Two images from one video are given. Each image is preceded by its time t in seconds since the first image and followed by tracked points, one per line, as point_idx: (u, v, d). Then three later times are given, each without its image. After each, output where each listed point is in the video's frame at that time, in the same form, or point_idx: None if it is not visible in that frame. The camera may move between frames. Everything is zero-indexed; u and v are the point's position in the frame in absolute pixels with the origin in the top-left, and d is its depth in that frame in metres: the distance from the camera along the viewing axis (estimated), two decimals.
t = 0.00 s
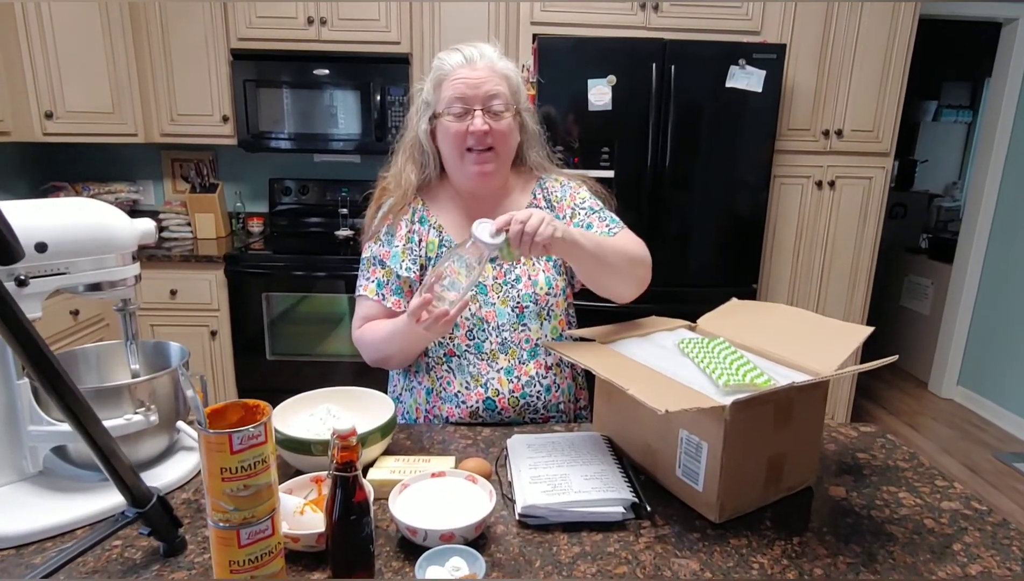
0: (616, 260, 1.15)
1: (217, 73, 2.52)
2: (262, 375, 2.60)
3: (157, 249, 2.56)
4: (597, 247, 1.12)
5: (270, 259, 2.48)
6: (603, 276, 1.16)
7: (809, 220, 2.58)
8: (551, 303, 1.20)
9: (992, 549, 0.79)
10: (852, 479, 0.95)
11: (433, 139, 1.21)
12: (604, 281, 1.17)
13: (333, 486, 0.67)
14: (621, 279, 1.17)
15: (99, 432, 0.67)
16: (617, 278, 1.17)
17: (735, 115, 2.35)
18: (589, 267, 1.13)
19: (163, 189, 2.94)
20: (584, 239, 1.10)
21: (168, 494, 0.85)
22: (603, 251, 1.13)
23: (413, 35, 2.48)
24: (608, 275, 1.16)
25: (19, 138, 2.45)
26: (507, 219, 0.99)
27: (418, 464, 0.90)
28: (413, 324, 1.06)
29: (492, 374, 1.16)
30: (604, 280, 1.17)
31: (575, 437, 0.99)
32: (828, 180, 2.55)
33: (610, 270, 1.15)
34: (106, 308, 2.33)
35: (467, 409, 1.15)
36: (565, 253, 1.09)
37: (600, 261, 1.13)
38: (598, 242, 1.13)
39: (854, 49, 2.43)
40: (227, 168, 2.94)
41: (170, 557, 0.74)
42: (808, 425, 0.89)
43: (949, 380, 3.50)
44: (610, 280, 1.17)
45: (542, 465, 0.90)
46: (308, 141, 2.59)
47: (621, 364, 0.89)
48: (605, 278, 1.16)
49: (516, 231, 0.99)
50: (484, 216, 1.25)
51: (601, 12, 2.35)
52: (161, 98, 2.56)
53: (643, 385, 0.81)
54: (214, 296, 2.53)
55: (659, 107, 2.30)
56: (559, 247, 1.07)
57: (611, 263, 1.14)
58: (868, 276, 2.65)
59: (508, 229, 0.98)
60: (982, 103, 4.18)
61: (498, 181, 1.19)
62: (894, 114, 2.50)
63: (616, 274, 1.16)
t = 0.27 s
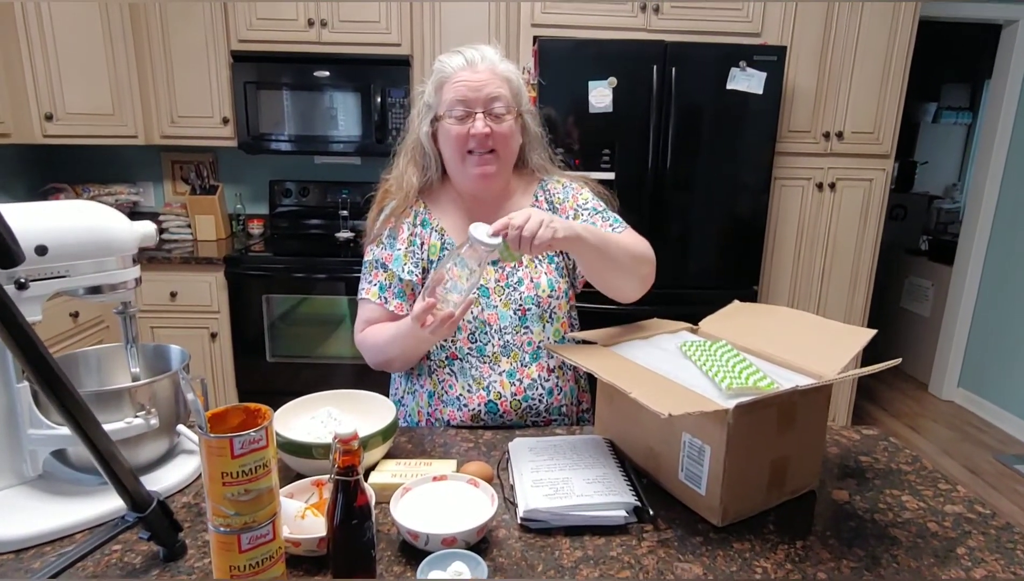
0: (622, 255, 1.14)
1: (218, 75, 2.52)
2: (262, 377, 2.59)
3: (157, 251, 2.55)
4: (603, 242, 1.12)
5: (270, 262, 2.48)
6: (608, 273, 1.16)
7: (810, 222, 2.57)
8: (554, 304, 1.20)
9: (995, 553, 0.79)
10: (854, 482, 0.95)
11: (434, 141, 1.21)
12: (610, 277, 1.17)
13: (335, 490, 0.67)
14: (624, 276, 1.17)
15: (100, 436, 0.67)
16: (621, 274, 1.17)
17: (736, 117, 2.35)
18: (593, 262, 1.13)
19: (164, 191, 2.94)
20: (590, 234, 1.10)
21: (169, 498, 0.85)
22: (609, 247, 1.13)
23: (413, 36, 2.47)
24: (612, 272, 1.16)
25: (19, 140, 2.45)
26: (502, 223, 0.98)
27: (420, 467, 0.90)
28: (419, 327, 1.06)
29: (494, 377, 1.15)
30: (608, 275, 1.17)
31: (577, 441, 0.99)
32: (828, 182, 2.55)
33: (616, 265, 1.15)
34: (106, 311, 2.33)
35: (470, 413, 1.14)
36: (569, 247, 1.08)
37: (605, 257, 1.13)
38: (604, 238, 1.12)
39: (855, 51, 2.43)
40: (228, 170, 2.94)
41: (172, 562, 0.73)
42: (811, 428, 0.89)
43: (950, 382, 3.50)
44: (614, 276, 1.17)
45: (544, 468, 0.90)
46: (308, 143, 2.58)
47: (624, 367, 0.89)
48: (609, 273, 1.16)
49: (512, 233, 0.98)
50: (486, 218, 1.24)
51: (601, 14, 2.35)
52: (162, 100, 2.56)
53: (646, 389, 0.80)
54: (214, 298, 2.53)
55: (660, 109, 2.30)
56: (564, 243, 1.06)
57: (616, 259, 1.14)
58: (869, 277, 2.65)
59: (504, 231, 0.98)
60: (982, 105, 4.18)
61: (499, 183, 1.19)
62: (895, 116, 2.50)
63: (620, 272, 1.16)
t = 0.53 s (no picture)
0: (616, 267, 1.14)
1: (214, 78, 2.51)
2: (260, 381, 2.58)
3: (154, 255, 2.54)
4: (596, 254, 1.11)
5: (267, 265, 2.47)
6: (602, 286, 1.16)
7: (807, 224, 2.58)
8: (552, 309, 1.19)
9: (997, 556, 0.79)
10: (855, 486, 0.94)
11: (433, 144, 1.21)
12: (604, 289, 1.17)
13: (333, 496, 0.67)
14: (619, 286, 1.17)
15: (95, 443, 0.66)
16: (616, 284, 1.16)
17: (733, 119, 2.35)
18: (587, 273, 1.13)
19: (160, 194, 2.93)
20: (584, 246, 1.10)
21: (166, 505, 0.84)
22: (603, 258, 1.12)
23: (410, 38, 2.47)
24: (607, 284, 1.15)
25: (15, 144, 2.44)
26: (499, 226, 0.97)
27: (419, 472, 0.89)
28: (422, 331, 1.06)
29: (493, 381, 1.15)
30: (603, 286, 1.16)
31: (577, 445, 0.99)
32: (825, 184, 2.55)
33: (610, 277, 1.15)
34: (102, 315, 2.32)
35: (469, 417, 1.14)
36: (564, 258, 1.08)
37: (600, 267, 1.12)
38: (599, 249, 1.12)
39: (851, 53, 2.44)
40: (225, 173, 2.94)
41: (169, 570, 0.73)
42: (811, 431, 0.88)
43: (948, 383, 3.50)
44: (609, 287, 1.16)
45: (544, 473, 0.90)
46: (306, 146, 2.58)
47: (624, 371, 0.89)
48: (604, 284, 1.16)
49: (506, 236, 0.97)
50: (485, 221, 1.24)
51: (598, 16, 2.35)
52: (158, 104, 2.55)
53: (646, 393, 0.80)
54: (211, 302, 2.52)
55: (657, 111, 2.30)
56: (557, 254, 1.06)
57: (611, 271, 1.14)
58: (867, 279, 2.65)
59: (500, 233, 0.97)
60: (977, 107, 4.19)
61: (498, 186, 1.18)
62: (891, 118, 2.51)
63: (615, 282, 1.16)
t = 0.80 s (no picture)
0: (607, 275, 1.14)
1: (211, 79, 2.51)
2: (257, 382, 2.58)
3: (151, 257, 2.54)
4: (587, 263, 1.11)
5: (264, 266, 2.46)
6: (593, 294, 1.16)
7: (804, 223, 2.58)
8: (547, 311, 1.19)
9: (992, 557, 0.79)
10: (851, 486, 0.94)
11: (430, 145, 1.21)
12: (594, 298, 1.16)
13: (327, 499, 0.66)
14: (610, 295, 1.17)
15: (88, 447, 0.66)
16: (606, 293, 1.16)
17: (730, 119, 2.35)
18: (579, 283, 1.12)
19: (157, 196, 2.93)
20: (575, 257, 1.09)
21: (160, 509, 0.84)
22: (595, 268, 1.12)
23: (407, 40, 2.47)
24: (598, 292, 1.15)
25: (11, 146, 2.44)
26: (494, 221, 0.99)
27: (415, 475, 0.89)
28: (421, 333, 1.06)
29: (489, 383, 1.15)
30: (593, 294, 1.16)
31: (572, 446, 0.98)
32: (822, 184, 2.55)
33: (601, 286, 1.14)
34: (99, 317, 2.32)
35: (465, 418, 1.14)
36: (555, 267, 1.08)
37: (591, 277, 1.12)
38: (591, 259, 1.12)
39: (847, 53, 2.44)
40: (222, 174, 2.93)
41: (163, 573, 0.72)
42: (807, 432, 0.88)
43: (945, 383, 3.51)
44: (600, 295, 1.16)
45: (539, 475, 0.89)
46: (303, 147, 2.57)
47: (619, 372, 0.89)
48: (594, 293, 1.15)
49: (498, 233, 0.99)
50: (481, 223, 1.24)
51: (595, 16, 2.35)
52: (155, 105, 2.55)
53: (641, 395, 0.80)
54: (208, 304, 2.51)
55: (654, 111, 2.30)
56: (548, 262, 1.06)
57: (602, 279, 1.13)
58: (864, 278, 2.65)
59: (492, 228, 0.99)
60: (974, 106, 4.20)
61: (495, 188, 1.18)
62: (888, 118, 2.51)
63: (606, 291, 1.16)
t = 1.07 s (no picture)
0: (603, 280, 1.14)
1: (213, 82, 2.52)
2: (258, 384, 2.59)
3: (152, 259, 2.55)
4: (585, 267, 1.12)
5: (264, 268, 2.47)
6: (587, 299, 1.16)
7: (804, 226, 2.58)
8: (544, 315, 1.19)
9: (985, 562, 0.79)
10: (845, 491, 0.95)
11: (429, 150, 1.21)
12: (590, 303, 1.17)
13: (322, 503, 0.67)
14: (604, 299, 1.17)
15: (84, 450, 0.67)
16: (601, 297, 1.17)
17: (730, 122, 2.35)
18: (573, 287, 1.13)
19: (159, 198, 2.94)
20: (573, 262, 1.10)
21: (157, 512, 0.84)
22: (590, 272, 1.13)
23: (407, 43, 2.48)
24: (593, 296, 1.16)
25: (13, 148, 2.45)
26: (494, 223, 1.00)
27: (411, 478, 0.89)
28: (423, 337, 1.06)
29: (487, 386, 1.15)
30: (588, 299, 1.16)
31: (569, 450, 0.99)
32: (822, 187, 2.55)
33: (597, 290, 1.15)
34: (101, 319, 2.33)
35: (462, 421, 1.14)
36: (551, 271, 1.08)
37: (587, 281, 1.13)
38: (587, 263, 1.12)
39: (847, 57, 2.44)
40: (223, 176, 2.94)
41: (160, 576, 0.73)
42: (802, 437, 0.89)
43: (946, 385, 3.50)
44: (595, 299, 1.16)
45: (535, 478, 0.90)
46: (304, 150, 2.58)
47: (615, 377, 0.89)
48: (589, 297, 1.16)
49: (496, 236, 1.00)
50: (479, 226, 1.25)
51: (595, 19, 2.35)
52: (157, 108, 2.56)
53: (636, 399, 0.80)
54: (209, 306, 2.52)
55: (653, 114, 2.30)
56: (546, 267, 1.07)
57: (598, 284, 1.14)
58: (864, 281, 2.66)
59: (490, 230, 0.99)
60: (975, 108, 4.20)
61: (493, 192, 1.19)
62: (888, 121, 2.51)
63: (602, 295, 1.16)
